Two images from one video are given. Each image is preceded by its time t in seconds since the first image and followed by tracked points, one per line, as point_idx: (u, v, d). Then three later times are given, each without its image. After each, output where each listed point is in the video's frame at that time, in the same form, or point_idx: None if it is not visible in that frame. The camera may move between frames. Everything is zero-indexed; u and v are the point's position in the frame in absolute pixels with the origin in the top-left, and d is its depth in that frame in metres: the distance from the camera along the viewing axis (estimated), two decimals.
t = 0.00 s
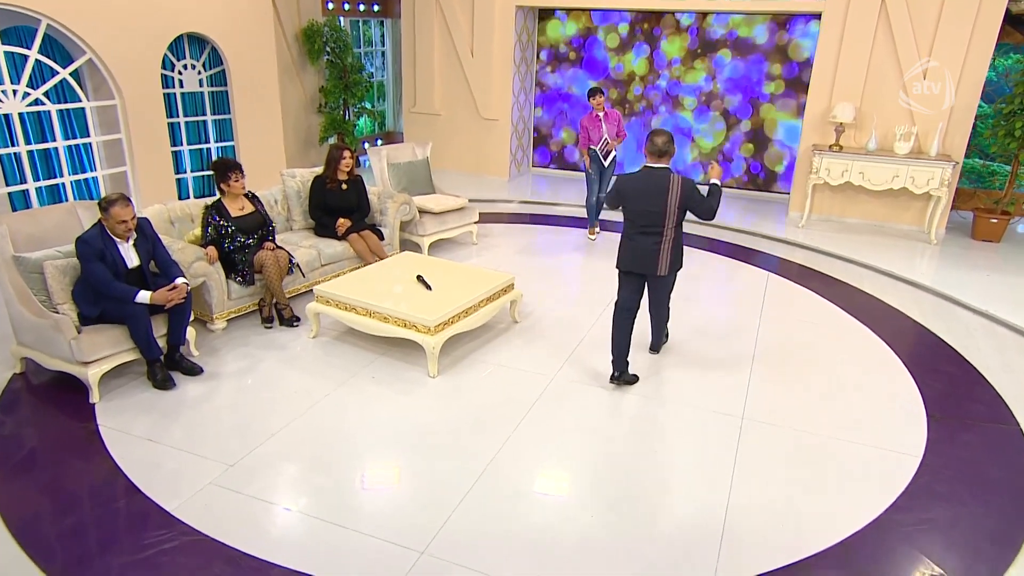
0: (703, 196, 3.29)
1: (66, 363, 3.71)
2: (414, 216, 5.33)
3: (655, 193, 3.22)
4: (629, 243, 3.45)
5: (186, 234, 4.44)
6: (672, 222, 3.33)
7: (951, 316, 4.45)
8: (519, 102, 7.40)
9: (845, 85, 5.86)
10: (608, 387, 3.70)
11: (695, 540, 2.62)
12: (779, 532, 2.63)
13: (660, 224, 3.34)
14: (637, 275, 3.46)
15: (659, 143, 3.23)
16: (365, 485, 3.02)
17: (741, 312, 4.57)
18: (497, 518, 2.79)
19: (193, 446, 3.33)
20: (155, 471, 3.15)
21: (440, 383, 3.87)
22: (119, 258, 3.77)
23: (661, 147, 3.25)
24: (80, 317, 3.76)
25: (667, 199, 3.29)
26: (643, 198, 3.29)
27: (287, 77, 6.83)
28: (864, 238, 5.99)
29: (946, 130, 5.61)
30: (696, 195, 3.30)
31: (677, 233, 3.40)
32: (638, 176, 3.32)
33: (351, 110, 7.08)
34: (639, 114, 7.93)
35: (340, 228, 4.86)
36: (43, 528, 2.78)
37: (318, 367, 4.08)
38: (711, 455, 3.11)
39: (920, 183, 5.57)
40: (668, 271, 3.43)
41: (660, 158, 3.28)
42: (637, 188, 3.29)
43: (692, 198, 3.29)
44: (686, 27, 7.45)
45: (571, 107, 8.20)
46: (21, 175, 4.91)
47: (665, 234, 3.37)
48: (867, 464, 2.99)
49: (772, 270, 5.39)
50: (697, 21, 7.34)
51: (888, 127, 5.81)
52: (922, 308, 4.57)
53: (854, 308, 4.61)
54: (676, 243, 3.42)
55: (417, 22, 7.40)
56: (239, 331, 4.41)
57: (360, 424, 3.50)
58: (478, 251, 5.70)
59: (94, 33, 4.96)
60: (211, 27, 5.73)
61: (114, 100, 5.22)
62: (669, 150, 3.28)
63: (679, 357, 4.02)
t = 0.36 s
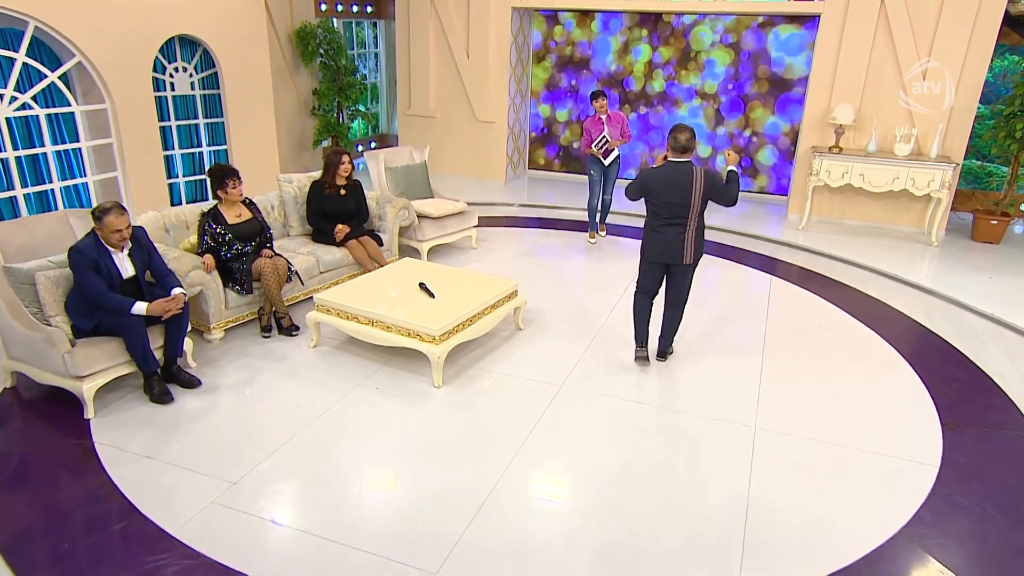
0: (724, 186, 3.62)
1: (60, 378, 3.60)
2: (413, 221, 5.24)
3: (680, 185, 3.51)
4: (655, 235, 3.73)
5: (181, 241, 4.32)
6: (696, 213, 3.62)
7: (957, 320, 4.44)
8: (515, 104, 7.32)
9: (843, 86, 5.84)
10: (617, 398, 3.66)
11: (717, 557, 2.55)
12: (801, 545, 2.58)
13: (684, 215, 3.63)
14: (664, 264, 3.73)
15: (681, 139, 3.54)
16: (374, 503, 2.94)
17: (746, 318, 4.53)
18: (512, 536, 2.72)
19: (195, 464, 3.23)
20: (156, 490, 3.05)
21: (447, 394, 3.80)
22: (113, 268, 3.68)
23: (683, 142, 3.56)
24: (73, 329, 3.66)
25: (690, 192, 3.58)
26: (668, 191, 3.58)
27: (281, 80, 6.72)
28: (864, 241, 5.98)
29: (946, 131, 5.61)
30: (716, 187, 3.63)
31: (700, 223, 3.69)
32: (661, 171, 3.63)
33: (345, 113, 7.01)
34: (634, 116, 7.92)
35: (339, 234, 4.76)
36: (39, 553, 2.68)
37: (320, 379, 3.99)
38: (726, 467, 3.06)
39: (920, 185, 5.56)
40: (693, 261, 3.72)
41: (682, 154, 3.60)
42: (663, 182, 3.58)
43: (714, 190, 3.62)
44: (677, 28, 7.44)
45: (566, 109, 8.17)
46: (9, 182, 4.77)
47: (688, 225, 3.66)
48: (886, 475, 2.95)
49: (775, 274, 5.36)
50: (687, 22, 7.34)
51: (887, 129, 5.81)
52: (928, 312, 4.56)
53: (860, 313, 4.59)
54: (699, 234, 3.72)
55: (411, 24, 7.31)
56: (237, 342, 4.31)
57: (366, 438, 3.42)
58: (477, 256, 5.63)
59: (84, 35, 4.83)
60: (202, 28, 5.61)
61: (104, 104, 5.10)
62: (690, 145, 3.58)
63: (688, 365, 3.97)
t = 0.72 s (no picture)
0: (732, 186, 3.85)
1: (68, 390, 3.58)
2: (418, 226, 5.23)
3: (695, 188, 3.71)
4: (672, 236, 3.93)
5: (187, 249, 4.31)
6: (710, 213, 3.81)
7: (957, 322, 4.53)
8: (514, 109, 7.36)
9: (840, 90, 5.93)
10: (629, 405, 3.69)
11: (740, 565, 2.58)
12: (820, 552, 2.62)
13: (699, 216, 3.83)
14: (683, 263, 3.93)
15: (693, 144, 3.73)
16: (377, 509, 2.98)
17: (751, 323, 4.59)
18: (537, 547, 2.72)
19: (209, 478, 3.22)
20: (172, 505, 3.04)
21: (459, 403, 3.81)
22: (122, 278, 3.66)
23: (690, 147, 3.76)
24: (82, 341, 3.63)
25: (705, 194, 3.77)
26: (681, 194, 3.77)
27: (282, 87, 6.71)
28: (862, 243, 6.07)
29: (941, 135, 5.71)
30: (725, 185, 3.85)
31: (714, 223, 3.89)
32: (672, 174, 3.82)
33: (346, 118, 6.93)
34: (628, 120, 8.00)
35: (344, 241, 4.75)
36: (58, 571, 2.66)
37: (330, 387, 3.98)
38: (741, 474, 3.10)
39: (917, 188, 5.66)
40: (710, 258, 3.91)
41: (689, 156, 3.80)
42: (676, 186, 3.77)
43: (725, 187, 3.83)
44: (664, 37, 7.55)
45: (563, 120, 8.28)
46: (11, 190, 4.73)
47: (703, 226, 3.86)
48: (898, 480, 3.01)
49: (776, 277, 5.43)
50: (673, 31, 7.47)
51: (883, 133, 5.90)
52: (929, 315, 4.64)
53: (862, 316, 4.67)
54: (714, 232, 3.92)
55: (410, 29, 7.30)
56: (244, 350, 4.29)
57: (381, 448, 3.42)
58: (481, 261, 5.64)
59: (85, 43, 4.78)
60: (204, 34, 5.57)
61: (107, 111, 5.07)
62: (701, 149, 3.78)
63: (697, 371, 4.01)
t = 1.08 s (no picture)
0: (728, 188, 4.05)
1: (80, 401, 3.56)
2: (423, 231, 5.26)
3: (705, 192, 3.85)
4: (682, 239, 4.06)
5: (196, 257, 4.31)
6: (718, 215, 3.97)
7: (957, 323, 4.64)
8: (514, 113, 7.40)
9: (835, 95, 6.04)
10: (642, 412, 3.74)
11: (760, 570, 2.63)
12: (837, 555, 2.69)
13: (707, 218, 3.98)
14: (694, 264, 4.08)
15: (697, 149, 3.88)
16: (381, 514, 3.03)
17: (755, 325, 4.66)
18: (563, 554, 2.77)
19: (227, 490, 3.22)
20: (193, 517, 3.04)
21: (473, 409, 3.84)
22: (133, 288, 3.64)
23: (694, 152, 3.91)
24: (93, 351, 3.61)
25: (712, 197, 3.93)
26: (692, 198, 3.91)
27: (282, 94, 6.69)
28: (859, 245, 6.19)
29: (935, 138, 5.83)
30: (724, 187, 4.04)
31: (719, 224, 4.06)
32: (680, 180, 3.94)
33: (347, 123, 6.89)
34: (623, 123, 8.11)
35: (351, 247, 4.77)
36: None
37: (343, 395, 4.00)
38: (756, 481, 3.16)
39: (911, 190, 5.77)
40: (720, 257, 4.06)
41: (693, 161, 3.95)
42: (686, 190, 3.90)
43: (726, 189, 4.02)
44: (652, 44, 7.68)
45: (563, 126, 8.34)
46: (17, 199, 4.69)
47: (710, 227, 4.02)
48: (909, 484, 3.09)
49: (776, 279, 5.53)
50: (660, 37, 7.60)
51: (877, 136, 6.02)
52: (928, 316, 4.75)
53: (864, 318, 4.76)
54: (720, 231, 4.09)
55: (410, 35, 7.31)
56: (254, 358, 4.29)
57: (399, 457, 3.44)
58: (486, 265, 5.67)
59: (89, 52, 4.72)
60: (208, 41, 5.54)
61: (112, 119, 5.03)
62: (702, 154, 3.93)
63: (705, 374, 4.08)
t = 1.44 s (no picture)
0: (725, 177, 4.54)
1: (92, 412, 3.53)
2: (426, 236, 5.29)
3: (705, 180, 4.32)
4: (682, 224, 4.51)
5: (203, 263, 4.29)
6: (716, 202, 4.44)
7: (953, 323, 4.79)
8: (511, 117, 7.43)
9: (828, 99, 6.17)
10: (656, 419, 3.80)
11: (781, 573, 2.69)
12: (852, 556, 2.77)
13: (706, 205, 4.44)
14: (695, 248, 4.53)
15: (695, 140, 4.38)
16: (399, 524, 3.04)
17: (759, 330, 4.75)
18: (585, 559, 2.82)
19: (245, 502, 3.21)
20: (214, 529, 3.04)
21: (486, 415, 3.88)
22: (144, 297, 3.62)
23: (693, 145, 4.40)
24: (104, 361, 3.58)
25: (711, 185, 4.39)
26: (693, 186, 4.36)
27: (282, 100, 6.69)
28: (851, 245, 6.34)
29: (925, 141, 5.98)
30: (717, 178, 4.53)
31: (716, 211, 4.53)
32: (681, 170, 4.41)
33: (346, 128, 6.86)
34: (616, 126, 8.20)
35: (357, 252, 4.79)
36: None
37: (356, 402, 4.01)
38: (770, 485, 3.23)
39: (903, 192, 5.91)
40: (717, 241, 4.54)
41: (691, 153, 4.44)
42: (687, 179, 4.36)
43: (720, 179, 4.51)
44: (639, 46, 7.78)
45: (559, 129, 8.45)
46: (20, 206, 4.61)
47: (709, 214, 4.47)
48: (918, 484, 3.18)
49: (774, 280, 5.63)
50: (647, 40, 7.69)
51: (869, 138, 6.16)
52: (925, 316, 4.89)
53: (862, 318, 4.88)
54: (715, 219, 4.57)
55: (408, 40, 7.32)
56: (263, 365, 4.29)
57: (415, 466, 3.46)
58: (489, 269, 5.71)
59: (90, 60, 4.68)
60: (209, 49, 5.52)
61: (115, 125, 5.01)
62: (700, 146, 4.42)
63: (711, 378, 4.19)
